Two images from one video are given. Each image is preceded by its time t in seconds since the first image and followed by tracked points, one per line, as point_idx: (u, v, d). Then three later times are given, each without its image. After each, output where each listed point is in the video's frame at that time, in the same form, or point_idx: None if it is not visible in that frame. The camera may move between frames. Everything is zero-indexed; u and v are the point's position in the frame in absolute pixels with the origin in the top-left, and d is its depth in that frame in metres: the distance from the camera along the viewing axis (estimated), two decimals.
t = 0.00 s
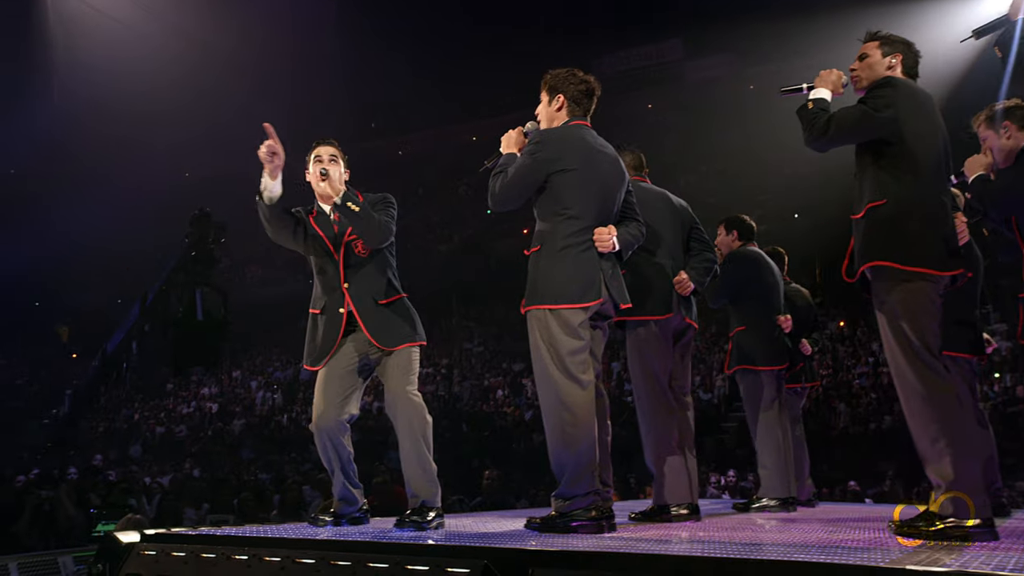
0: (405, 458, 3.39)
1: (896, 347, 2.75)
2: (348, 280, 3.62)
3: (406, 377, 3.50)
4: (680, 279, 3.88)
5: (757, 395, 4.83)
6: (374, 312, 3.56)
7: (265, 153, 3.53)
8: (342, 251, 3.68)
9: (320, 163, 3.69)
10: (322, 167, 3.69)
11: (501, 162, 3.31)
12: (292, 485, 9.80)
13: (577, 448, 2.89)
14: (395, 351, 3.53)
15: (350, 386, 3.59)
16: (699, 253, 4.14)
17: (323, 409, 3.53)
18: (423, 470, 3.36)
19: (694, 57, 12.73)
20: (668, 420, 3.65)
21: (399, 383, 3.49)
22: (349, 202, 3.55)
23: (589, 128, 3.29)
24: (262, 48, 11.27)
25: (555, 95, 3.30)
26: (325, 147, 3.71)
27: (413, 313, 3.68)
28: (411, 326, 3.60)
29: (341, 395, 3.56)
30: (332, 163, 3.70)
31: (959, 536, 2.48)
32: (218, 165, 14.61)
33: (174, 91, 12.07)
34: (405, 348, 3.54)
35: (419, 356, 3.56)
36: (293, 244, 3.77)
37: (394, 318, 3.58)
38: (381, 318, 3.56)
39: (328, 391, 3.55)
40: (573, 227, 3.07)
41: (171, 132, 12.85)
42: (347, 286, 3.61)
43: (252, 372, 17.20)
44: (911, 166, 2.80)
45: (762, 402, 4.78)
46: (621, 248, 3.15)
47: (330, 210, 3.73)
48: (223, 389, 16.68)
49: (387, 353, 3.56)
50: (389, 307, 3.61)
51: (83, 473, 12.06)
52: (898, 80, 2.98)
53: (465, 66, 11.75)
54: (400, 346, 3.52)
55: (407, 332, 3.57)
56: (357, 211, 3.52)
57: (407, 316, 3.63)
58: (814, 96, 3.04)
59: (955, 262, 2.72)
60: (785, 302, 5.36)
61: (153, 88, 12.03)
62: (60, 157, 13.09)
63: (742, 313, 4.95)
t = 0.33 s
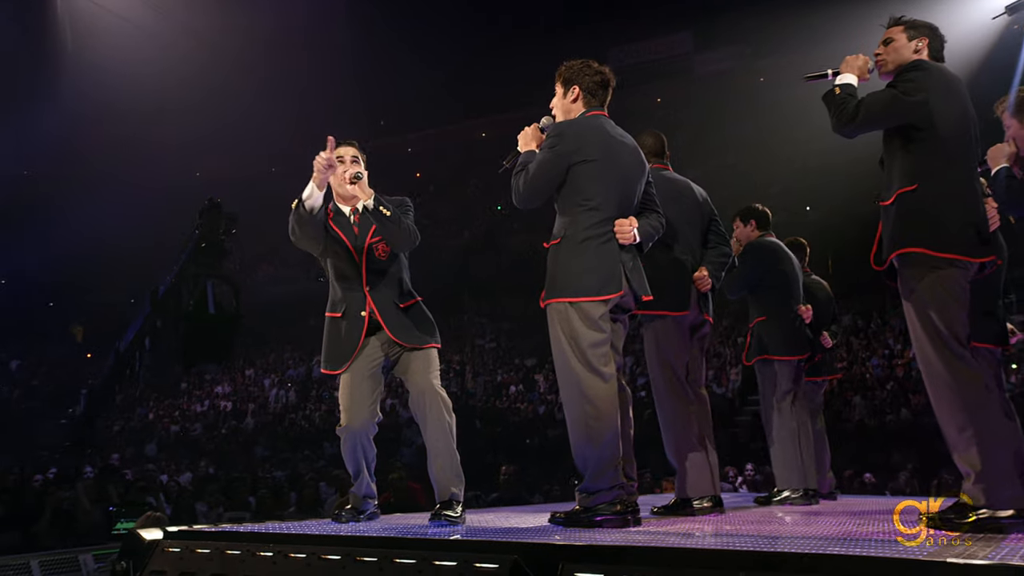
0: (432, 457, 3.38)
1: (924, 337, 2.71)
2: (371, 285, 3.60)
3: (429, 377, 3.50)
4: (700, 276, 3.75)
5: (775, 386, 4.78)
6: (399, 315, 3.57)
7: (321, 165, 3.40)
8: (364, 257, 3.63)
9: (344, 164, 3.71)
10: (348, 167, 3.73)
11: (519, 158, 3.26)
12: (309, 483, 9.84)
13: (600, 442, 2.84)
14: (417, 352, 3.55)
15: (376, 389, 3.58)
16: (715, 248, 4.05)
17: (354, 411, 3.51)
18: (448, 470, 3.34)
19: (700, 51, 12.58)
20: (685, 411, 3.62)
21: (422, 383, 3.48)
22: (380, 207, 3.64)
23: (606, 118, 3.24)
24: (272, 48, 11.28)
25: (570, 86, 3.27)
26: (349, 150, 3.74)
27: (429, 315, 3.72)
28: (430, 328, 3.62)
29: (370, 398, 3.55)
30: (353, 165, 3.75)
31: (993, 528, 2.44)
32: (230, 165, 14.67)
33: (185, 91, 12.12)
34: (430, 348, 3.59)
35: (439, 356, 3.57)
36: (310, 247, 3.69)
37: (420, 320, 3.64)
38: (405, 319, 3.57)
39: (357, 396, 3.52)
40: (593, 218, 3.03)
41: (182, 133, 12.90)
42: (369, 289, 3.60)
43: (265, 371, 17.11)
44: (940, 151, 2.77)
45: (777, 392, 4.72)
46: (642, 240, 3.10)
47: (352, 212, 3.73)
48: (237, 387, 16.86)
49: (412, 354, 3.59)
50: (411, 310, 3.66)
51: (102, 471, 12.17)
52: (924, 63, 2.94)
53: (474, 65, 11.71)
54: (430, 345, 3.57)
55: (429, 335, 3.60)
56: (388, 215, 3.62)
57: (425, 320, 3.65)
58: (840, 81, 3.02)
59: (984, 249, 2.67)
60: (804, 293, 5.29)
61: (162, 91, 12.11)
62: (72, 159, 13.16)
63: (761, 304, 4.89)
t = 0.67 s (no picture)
0: (439, 451, 3.35)
1: (944, 329, 2.71)
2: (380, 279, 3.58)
3: (434, 372, 3.48)
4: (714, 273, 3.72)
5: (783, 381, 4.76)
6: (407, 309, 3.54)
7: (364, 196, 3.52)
8: (374, 249, 3.62)
9: (349, 155, 3.68)
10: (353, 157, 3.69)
11: (529, 153, 3.22)
12: (314, 481, 9.92)
13: (617, 439, 2.82)
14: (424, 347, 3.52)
15: (382, 379, 3.55)
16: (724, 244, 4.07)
17: (360, 401, 3.49)
18: (456, 463, 3.32)
19: (698, 48, 12.22)
20: (700, 406, 3.59)
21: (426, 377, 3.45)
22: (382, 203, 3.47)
23: (618, 112, 3.20)
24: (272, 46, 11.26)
25: (583, 80, 3.23)
26: (351, 140, 3.70)
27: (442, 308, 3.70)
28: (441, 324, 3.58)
29: (375, 387, 3.52)
30: (360, 155, 3.70)
31: (1015, 523, 2.43)
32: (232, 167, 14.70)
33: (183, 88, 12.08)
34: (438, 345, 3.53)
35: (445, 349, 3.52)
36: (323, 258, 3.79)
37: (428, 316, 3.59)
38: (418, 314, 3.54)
39: (364, 385, 3.51)
40: (606, 213, 2.99)
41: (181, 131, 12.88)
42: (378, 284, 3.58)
43: (267, 369, 17.58)
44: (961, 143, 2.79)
45: (789, 388, 4.69)
46: (654, 234, 3.06)
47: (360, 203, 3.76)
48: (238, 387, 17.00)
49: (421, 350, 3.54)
50: (420, 305, 3.62)
51: (106, 471, 12.15)
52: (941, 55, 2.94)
53: (476, 62, 11.62)
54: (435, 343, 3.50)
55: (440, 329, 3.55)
56: (391, 211, 3.46)
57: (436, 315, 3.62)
58: (859, 72, 3.04)
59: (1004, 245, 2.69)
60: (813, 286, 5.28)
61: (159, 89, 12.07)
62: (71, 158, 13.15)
63: (770, 300, 4.86)
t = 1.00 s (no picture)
0: (442, 439, 3.27)
1: (958, 326, 2.71)
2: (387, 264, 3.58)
3: (438, 358, 3.37)
4: (725, 268, 3.87)
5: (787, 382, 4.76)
6: (409, 297, 3.48)
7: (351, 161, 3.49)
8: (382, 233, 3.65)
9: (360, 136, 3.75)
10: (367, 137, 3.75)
11: (536, 148, 3.20)
12: (309, 479, 9.96)
13: (629, 436, 2.81)
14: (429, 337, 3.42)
15: (390, 366, 3.56)
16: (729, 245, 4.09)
17: (363, 390, 3.50)
18: (460, 452, 3.25)
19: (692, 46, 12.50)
20: (708, 406, 3.59)
21: (428, 365, 3.36)
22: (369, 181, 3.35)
23: (626, 108, 3.18)
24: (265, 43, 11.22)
25: (590, 75, 3.21)
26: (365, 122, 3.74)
27: (456, 296, 3.58)
28: (452, 312, 3.47)
29: (381, 376, 3.53)
30: (372, 138, 3.75)
31: None
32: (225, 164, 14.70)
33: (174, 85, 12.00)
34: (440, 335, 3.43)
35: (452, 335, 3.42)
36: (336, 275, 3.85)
37: (432, 304, 3.48)
38: (426, 304, 3.48)
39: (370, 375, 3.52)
40: (616, 209, 2.97)
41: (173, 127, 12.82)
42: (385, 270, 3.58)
43: (257, 367, 18.07)
44: (973, 139, 2.80)
45: (794, 387, 4.69)
46: (664, 230, 3.04)
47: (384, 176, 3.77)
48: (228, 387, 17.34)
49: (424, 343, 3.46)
50: (427, 292, 3.50)
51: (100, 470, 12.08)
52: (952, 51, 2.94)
53: (471, 60, 11.62)
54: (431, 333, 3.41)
55: (448, 319, 3.44)
56: (377, 188, 3.32)
57: (448, 301, 3.49)
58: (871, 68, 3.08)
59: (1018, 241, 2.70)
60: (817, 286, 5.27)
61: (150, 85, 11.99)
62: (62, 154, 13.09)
63: (773, 301, 4.87)
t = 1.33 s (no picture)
0: (456, 443, 3.18)
1: (961, 328, 2.72)
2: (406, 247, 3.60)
3: (463, 359, 3.28)
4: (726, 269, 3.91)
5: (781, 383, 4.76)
6: (422, 284, 3.48)
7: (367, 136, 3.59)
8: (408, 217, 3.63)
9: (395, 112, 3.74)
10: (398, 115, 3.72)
11: (541, 149, 3.20)
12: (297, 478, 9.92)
13: (631, 438, 2.78)
14: (448, 329, 3.35)
15: (409, 362, 3.50)
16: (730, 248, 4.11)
17: (387, 382, 3.49)
18: (476, 460, 3.16)
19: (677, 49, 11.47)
20: (706, 404, 3.59)
21: (450, 364, 3.26)
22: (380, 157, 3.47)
23: (631, 108, 3.16)
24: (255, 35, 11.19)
25: (594, 76, 3.19)
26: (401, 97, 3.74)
27: (479, 282, 3.46)
28: (472, 299, 3.38)
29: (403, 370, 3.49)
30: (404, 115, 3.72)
31: None
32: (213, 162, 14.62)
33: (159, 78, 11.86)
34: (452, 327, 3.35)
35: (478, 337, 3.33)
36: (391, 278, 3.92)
37: (442, 294, 3.41)
38: (439, 292, 3.42)
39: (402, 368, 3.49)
40: (622, 209, 2.95)
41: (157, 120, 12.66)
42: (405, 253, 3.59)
43: (239, 364, 18.21)
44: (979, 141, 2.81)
45: (782, 387, 4.69)
46: (668, 231, 3.03)
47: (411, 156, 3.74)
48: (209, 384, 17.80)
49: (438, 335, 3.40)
50: (440, 279, 3.45)
51: (84, 468, 12.01)
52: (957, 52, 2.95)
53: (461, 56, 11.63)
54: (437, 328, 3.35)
55: (468, 307, 3.35)
56: (385, 164, 3.41)
57: (471, 286, 3.41)
58: (876, 71, 3.13)
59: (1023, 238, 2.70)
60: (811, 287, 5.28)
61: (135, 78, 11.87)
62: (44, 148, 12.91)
63: (768, 300, 4.87)
